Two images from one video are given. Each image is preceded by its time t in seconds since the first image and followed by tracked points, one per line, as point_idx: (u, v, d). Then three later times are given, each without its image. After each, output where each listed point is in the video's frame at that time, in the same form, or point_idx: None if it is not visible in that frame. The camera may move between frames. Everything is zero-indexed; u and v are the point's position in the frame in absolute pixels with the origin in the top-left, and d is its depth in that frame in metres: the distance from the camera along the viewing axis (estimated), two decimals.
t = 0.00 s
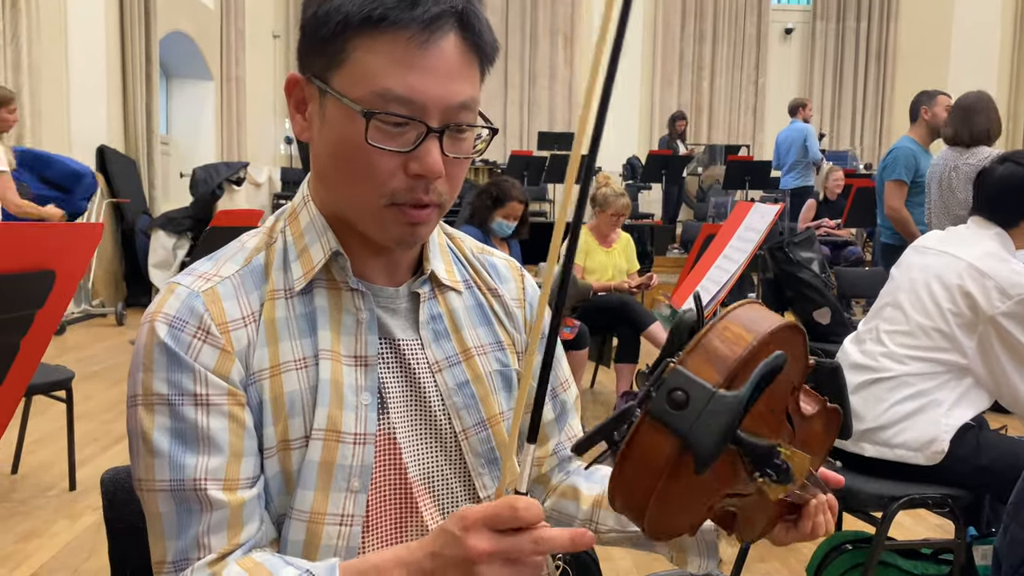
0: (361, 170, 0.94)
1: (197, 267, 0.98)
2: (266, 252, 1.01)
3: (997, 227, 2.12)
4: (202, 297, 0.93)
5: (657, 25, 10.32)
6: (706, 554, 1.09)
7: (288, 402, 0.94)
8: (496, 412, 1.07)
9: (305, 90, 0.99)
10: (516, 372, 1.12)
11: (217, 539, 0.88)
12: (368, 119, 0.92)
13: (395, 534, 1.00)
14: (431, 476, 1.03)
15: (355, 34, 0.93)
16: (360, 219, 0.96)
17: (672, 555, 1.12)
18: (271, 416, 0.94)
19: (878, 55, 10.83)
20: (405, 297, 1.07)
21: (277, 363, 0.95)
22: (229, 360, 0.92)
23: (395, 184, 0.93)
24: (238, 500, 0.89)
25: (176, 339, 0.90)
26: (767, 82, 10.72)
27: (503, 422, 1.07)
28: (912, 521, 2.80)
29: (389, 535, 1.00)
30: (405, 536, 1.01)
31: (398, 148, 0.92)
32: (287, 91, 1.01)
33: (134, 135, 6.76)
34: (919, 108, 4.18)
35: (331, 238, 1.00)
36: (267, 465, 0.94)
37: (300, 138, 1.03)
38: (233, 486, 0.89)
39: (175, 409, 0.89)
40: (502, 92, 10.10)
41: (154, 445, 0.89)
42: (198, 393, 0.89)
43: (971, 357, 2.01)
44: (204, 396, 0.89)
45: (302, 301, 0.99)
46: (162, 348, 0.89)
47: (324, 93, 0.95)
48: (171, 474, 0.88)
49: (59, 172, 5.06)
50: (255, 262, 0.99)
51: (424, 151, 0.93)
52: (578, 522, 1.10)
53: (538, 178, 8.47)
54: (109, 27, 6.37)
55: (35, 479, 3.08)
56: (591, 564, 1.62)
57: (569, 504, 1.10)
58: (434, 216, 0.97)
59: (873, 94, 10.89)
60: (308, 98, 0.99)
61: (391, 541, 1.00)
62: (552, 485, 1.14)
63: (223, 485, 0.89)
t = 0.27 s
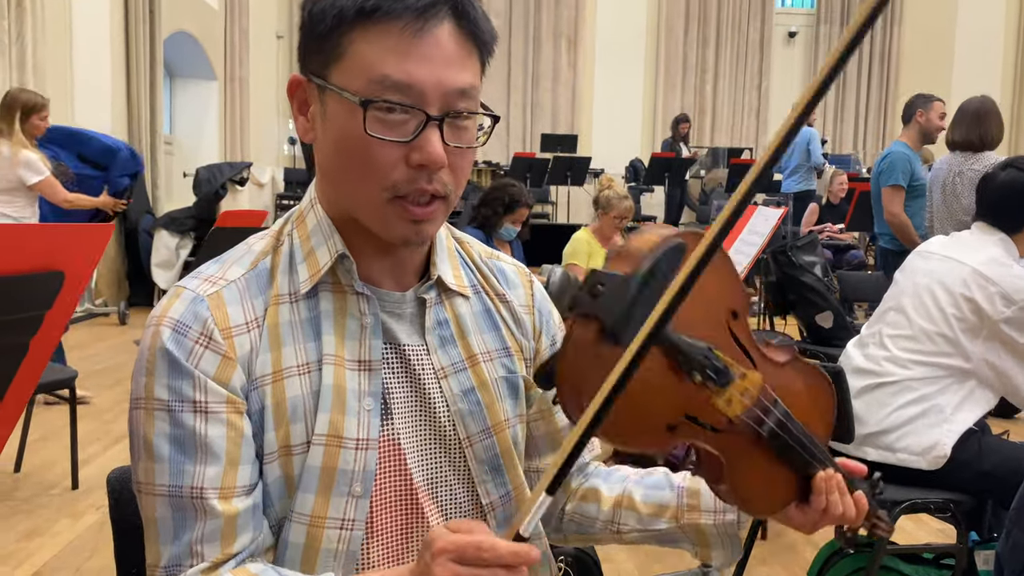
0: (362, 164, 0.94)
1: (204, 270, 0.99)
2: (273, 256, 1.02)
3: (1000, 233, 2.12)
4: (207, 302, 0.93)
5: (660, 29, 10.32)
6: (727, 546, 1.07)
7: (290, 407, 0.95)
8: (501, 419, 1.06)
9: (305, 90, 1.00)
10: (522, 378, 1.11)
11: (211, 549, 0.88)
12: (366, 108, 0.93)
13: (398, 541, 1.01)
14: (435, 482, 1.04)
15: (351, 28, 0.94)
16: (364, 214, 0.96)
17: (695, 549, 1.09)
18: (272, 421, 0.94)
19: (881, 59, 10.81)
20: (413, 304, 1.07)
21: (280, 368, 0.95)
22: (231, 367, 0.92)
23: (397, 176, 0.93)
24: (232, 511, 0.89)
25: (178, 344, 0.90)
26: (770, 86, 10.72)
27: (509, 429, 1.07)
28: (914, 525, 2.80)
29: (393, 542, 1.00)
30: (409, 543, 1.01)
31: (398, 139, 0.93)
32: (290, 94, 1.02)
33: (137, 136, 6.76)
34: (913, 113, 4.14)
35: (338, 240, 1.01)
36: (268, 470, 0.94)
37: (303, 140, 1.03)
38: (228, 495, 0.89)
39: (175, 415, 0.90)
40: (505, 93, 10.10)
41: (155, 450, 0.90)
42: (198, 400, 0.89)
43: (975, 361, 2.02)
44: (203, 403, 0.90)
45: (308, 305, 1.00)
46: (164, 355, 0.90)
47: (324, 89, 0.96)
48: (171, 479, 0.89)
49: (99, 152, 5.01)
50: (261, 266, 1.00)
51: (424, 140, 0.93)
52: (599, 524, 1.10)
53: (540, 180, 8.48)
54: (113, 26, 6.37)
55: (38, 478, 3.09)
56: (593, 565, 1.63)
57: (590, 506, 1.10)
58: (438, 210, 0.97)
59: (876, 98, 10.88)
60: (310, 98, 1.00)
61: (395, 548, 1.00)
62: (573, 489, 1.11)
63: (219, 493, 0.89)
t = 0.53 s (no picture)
0: (356, 161, 0.95)
1: (213, 271, 0.99)
2: (281, 258, 1.03)
3: (1002, 236, 2.13)
4: (215, 303, 0.94)
5: (663, 30, 10.32)
6: (777, 464, 1.05)
7: (294, 409, 0.95)
8: (507, 420, 1.07)
9: (307, 94, 1.01)
10: (528, 378, 1.13)
11: (208, 555, 0.89)
12: (356, 103, 0.93)
13: (406, 544, 1.00)
14: (441, 483, 1.03)
15: (342, 27, 0.95)
16: (360, 211, 0.97)
17: (745, 480, 1.06)
18: (276, 422, 0.94)
19: (884, 62, 10.81)
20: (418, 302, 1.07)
21: (284, 370, 0.96)
22: (235, 369, 0.93)
23: (391, 171, 0.94)
24: (231, 518, 0.89)
25: (186, 345, 0.91)
26: (773, 88, 10.72)
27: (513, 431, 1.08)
28: (916, 528, 2.80)
29: (400, 544, 0.99)
30: (416, 545, 1.00)
31: (389, 133, 0.93)
32: (293, 99, 1.04)
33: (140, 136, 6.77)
34: (913, 116, 4.14)
35: (344, 241, 1.01)
36: (271, 471, 0.94)
37: (307, 143, 1.04)
38: (230, 498, 0.89)
39: (178, 417, 0.90)
40: (508, 94, 10.11)
41: (158, 449, 0.90)
42: (200, 403, 0.90)
43: (978, 363, 2.02)
44: (206, 407, 0.90)
45: (314, 306, 1.00)
46: (171, 357, 0.90)
47: (320, 89, 0.97)
48: (172, 479, 0.90)
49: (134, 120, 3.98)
50: (268, 268, 1.01)
51: (416, 134, 0.93)
52: (648, 491, 1.11)
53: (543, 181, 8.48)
54: (117, 27, 6.38)
55: (40, 477, 3.10)
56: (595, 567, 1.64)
57: (634, 478, 1.11)
58: (436, 205, 0.96)
59: (879, 100, 10.87)
60: (311, 102, 1.01)
61: (403, 549, 0.99)
62: (609, 470, 1.14)
63: (218, 495, 0.89)
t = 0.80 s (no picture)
0: (392, 183, 0.95)
1: (211, 270, 0.99)
2: (278, 257, 1.03)
3: (1006, 239, 2.12)
4: (214, 300, 0.94)
5: (664, 32, 10.33)
6: (777, 416, 1.07)
7: (294, 405, 0.95)
8: (499, 414, 1.08)
9: (327, 105, 1.00)
10: (521, 368, 1.15)
11: (210, 552, 0.89)
12: (402, 129, 0.93)
13: (404, 539, 0.99)
14: (442, 481, 1.02)
15: (386, 48, 0.94)
16: (387, 231, 0.97)
17: (755, 440, 1.08)
18: (276, 416, 0.94)
19: (885, 65, 10.82)
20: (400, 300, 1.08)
21: (283, 365, 0.96)
22: (235, 365, 0.93)
23: (428, 196, 0.95)
24: (233, 512, 0.89)
25: (186, 340, 0.91)
26: (774, 90, 10.72)
27: (506, 424, 1.09)
28: (916, 531, 2.80)
29: (400, 538, 0.98)
30: (415, 541, 0.99)
31: (429, 158, 0.94)
32: (308, 107, 1.02)
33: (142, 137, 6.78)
34: (911, 120, 4.16)
35: (344, 243, 1.01)
36: (271, 466, 0.94)
37: (321, 153, 1.03)
38: (234, 491, 0.89)
39: (179, 412, 0.90)
40: (509, 96, 10.12)
41: (160, 445, 0.90)
42: (201, 397, 0.90)
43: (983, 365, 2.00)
44: (207, 401, 0.90)
45: (312, 305, 1.00)
46: (172, 351, 0.91)
47: (351, 106, 0.96)
48: (173, 473, 0.90)
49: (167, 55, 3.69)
50: (268, 267, 1.01)
51: (454, 160, 0.95)
52: (659, 463, 1.11)
53: (544, 183, 8.49)
54: (119, 28, 6.39)
55: (40, 477, 3.10)
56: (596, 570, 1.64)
57: (644, 451, 1.12)
58: (463, 225, 0.99)
59: (880, 103, 10.87)
60: (332, 113, 0.99)
61: (402, 544, 0.98)
62: (621, 446, 1.15)
63: (221, 488, 0.89)
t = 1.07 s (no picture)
0: (407, 194, 0.96)
1: (202, 270, 1.00)
2: (268, 256, 1.03)
3: (1003, 241, 2.13)
4: (203, 299, 0.94)
5: (664, 31, 10.32)
6: (807, 438, 1.00)
7: (282, 401, 0.95)
8: (493, 407, 1.07)
9: (331, 114, 0.99)
10: (518, 361, 1.14)
11: (202, 548, 0.90)
12: (429, 150, 0.95)
13: (396, 535, 0.99)
14: (434, 475, 1.02)
15: (405, 64, 0.94)
16: (399, 242, 0.98)
17: (774, 457, 1.01)
18: (264, 413, 0.95)
19: (885, 65, 10.81)
20: (393, 295, 1.08)
21: (271, 362, 0.96)
22: (224, 363, 0.93)
23: (442, 208, 0.97)
24: (223, 506, 0.90)
25: (175, 339, 0.92)
26: (773, 90, 10.72)
27: (501, 416, 1.07)
28: (916, 532, 2.80)
29: (392, 534, 0.98)
30: (406, 536, 0.99)
31: (443, 173, 0.96)
32: (310, 116, 1.01)
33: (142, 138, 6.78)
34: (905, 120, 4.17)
35: (333, 240, 1.01)
36: (260, 463, 0.94)
37: (321, 160, 1.02)
38: (223, 487, 0.90)
39: (169, 409, 0.91)
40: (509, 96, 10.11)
41: (150, 442, 0.91)
42: (190, 394, 0.90)
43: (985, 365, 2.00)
44: (196, 399, 0.90)
45: (301, 302, 1.00)
46: (162, 350, 0.91)
47: (365, 121, 0.96)
48: (163, 470, 0.90)
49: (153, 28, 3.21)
50: (256, 267, 1.00)
51: (468, 174, 0.97)
52: (668, 467, 1.07)
53: (543, 183, 8.50)
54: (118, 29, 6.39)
55: (39, 477, 3.10)
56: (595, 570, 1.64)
57: (653, 455, 1.07)
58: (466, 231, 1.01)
59: (880, 103, 10.86)
60: (336, 122, 0.99)
61: (394, 539, 0.99)
62: (628, 446, 1.11)
63: (210, 484, 0.89)
